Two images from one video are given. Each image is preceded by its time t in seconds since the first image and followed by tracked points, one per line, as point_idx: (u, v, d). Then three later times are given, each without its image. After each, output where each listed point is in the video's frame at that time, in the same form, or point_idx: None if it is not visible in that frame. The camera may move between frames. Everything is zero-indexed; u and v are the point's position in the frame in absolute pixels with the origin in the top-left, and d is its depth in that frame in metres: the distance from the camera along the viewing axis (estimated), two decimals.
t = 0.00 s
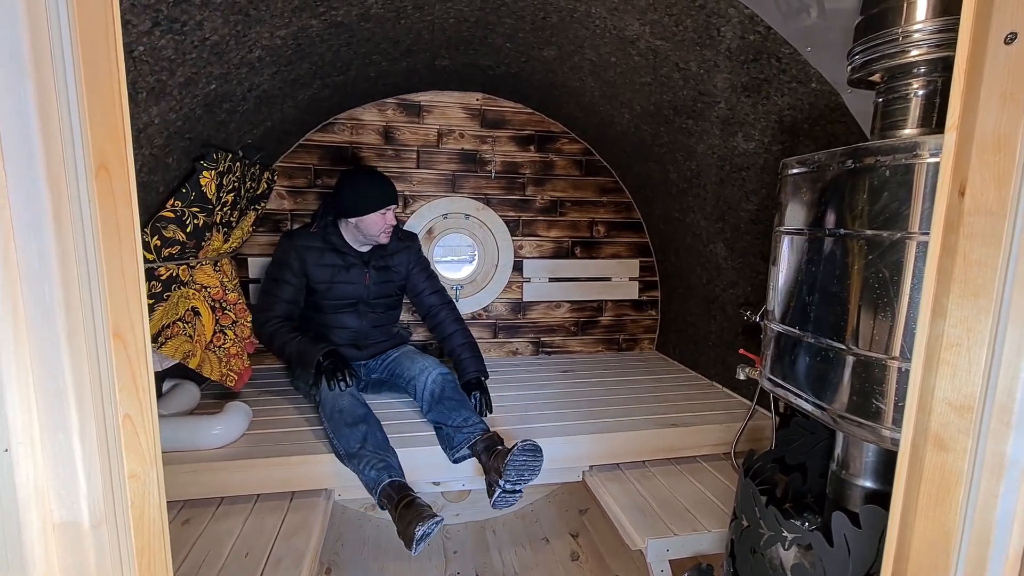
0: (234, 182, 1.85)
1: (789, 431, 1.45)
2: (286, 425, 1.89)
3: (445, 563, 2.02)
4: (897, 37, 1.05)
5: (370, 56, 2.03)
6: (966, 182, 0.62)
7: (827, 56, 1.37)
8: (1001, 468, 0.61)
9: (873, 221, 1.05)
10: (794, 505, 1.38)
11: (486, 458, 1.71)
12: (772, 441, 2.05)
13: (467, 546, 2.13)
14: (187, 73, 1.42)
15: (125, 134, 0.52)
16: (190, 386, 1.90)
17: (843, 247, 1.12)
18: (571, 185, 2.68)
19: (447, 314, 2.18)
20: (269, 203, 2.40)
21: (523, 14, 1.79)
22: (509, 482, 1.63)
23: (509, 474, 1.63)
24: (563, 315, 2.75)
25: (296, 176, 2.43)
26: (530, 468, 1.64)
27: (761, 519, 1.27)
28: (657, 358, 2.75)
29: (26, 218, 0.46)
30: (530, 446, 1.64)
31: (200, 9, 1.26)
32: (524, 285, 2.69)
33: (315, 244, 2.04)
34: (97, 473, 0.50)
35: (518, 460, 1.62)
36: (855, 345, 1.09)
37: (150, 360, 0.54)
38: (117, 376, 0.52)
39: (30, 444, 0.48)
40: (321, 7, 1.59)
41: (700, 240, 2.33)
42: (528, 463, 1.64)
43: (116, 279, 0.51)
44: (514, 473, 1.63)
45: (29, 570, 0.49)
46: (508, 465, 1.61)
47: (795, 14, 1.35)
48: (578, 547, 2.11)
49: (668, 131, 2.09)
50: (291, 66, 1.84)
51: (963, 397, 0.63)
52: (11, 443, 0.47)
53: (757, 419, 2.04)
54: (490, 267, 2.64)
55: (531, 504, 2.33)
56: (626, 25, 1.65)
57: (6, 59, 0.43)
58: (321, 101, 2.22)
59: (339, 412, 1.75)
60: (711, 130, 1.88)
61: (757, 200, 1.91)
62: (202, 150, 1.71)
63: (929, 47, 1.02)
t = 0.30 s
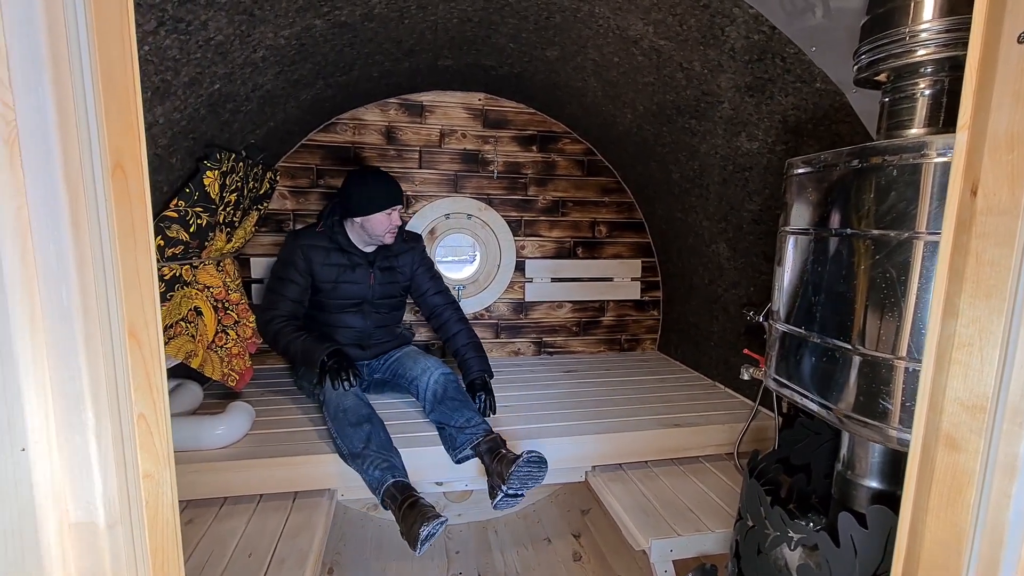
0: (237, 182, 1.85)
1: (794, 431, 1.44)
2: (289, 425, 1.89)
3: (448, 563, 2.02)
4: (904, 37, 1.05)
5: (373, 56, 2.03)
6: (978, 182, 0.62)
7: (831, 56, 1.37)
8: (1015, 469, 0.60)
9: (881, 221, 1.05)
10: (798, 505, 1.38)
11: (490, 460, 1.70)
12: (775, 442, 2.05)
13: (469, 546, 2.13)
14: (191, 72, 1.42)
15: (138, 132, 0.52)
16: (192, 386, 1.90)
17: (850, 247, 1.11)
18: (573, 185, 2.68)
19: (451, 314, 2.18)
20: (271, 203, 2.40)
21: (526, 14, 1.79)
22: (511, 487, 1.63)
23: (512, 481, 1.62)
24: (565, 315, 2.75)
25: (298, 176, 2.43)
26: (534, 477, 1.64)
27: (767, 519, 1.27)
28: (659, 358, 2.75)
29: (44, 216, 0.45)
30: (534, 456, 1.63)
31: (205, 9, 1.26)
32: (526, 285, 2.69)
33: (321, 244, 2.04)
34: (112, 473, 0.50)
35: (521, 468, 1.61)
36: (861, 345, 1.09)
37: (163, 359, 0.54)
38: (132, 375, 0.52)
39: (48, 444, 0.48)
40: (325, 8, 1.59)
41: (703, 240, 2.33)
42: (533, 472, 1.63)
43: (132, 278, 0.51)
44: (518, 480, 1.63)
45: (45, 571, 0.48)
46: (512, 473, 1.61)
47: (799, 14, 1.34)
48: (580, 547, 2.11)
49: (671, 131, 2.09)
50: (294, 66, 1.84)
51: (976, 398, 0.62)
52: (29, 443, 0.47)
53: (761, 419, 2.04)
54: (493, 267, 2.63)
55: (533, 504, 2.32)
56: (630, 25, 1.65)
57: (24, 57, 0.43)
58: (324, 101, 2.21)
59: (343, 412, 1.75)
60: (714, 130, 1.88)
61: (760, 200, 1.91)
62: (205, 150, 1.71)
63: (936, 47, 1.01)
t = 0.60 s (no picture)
0: (240, 182, 1.85)
1: (797, 431, 1.44)
2: (292, 425, 1.89)
3: (450, 563, 2.02)
4: (909, 37, 1.05)
5: (375, 56, 2.03)
6: (988, 181, 0.62)
7: (835, 56, 1.37)
8: None
9: (886, 220, 1.05)
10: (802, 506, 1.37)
11: (493, 460, 1.70)
12: (777, 442, 2.05)
13: (471, 546, 2.13)
14: (195, 72, 1.42)
15: (152, 130, 0.51)
16: (195, 386, 1.89)
17: (855, 247, 1.11)
18: (575, 185, 2.68)
19: (453, 314, 2.18)
20: (273, 203, 2.40)
21: (529, 14, 1.79)
22: (515, 486, 1.62)
23: (515, 480, 1.62)
24: (567, 315, 2.75)
25: (300, 176, 2.43)
26: (538, 476, 1.63)
27: (771, 520, 1.27)
28: (661, 358, 2.75)
29: (60, 215, 0.46)
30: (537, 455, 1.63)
31: (210, 9, 1.26)
32: (527, 285, 2.69)
33: (322, 244, 2.03)
34: (126, 472, 0.50)
35: (525, 468, 1.61)
36: (866, 345, 1.08)
37: (176, 359, 0.54)
38: (145, 375, 0.52)
39: (63, 442, 0.48)
40: (329, 7, 1.59)
41: (705, 240, 2.33)
42: (536, 471, 1.63)
43: (145, 277, 0.51)
44: (521, 479, 1.62)
45: (60, 569, 0.49)
46: (516, 472, 1.60)
47: (804, 14, 1.34)
48: (582, 547, 2.11)
49: (674, 131, 2.09)
50: (298, 66, 1.84)
51: (985, 397, 0.62)
52: (43, 441, 0.47)
53: (764, 419, 2.04)
54: (494, 267, 2.63)
55: (535, 504, 2.33)
56: (633, 25, 1.65)
57: (40, 56, 0.44)
58: (326, 101, 2.22)
59: (345, 411, 1.74)
60: (717, 130, 1.88)
61: (763, 200, 1.91)
62: (209, 150, 1.72)
63: (941, 47, 1.01)
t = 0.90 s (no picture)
0: (243, 182, 1.85)
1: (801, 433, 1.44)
2: (294, 425, 1.89)
3: (452, 563, 2.03)
4: (914, 37, 1.05)
5: (378, 57, 2.03)
6: (996, 182, 0.62)
7: (838, 57, 1.37)
8: None
9: (891, 222, 1.05)
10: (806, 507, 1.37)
11: (496, 460, 1.70)
12: (780, 443, 2.05)
13: (473, 546, 2.13)
14: (199, 73, 1.43)
15: (163, 133, 0.52)
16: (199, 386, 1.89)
17: (859, 248, 1.11)
18: (577, 186, 2.68)
19: (455, 314, 2.18)
20: (275, 204, 2.40)
21: (532, 14, 1.79)
22: (519, 486, 1.62)
23: (520, 480, 1.62)
24: (569, 315, 2.75)
25: (303, 176, 2.43)
26: (542, 476, 1.63)
27: (775, 520, 1.27)
28: (663, 359, 2.75)
29: (75, 216, 0.46)
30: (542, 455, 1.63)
31: (214, 10, 1.26)
32: (529, 286, 2.69)
33: (323, 245, 2.04)
34: (138, 473, 0.50)
35: (530, 467, 1.61)
36: (871, 346, 1.08)
37: (186, 360, 0.54)
38: (158, 376, 0.52)
39: (77, 443, 0.48)
40: (332, 8, 1.59)
41: (707, 240, 2.33)
42: (541, 471, 1.63)
43: (157, 279, 0.52)
44: (525, 479, 1.62)
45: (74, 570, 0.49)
46: (521, 472, 1.60)
47: (808, 14, 1.34)
48: (584, 547, 2.11)
49: (676, 132, 2.09)
50: (301, 67, 1.84)
51: (993, 398, 0.62)
52: (58, 441, 0.47)
53: (766, 420, 2.04)
54: (496, 268, 2.64)
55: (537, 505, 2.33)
56: (636, 25, 1.65)
57: (56, 58, 0.44)
58: (329, 102, 2.22)
59: (348, 412, 1.75)
60: (720, 130, 1.88)
61: (766, 200, 1.90)
62: (214, 150, 1.72)
63: (946, 47, 1.01)
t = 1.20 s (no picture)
0: (246, 184, 1.82)
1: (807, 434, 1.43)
2: (297, 426, 1.90)
3: (455, 563, 2.02)
4: (920, 40, 1.05)
5: (382, 59, 2.04)
6: (1007, 187, 0.62)
7: (843, 58, 1.37)
8: None
9: (897, 224, 1.05)
10: (810, 509, 1.37)
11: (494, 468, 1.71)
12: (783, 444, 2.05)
13: (475, 547, 2.13)
14: (204, 75, 1.43)
15: (176, 142, 0.53)
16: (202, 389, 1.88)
17: (865, 250, 1.11)
18: (580, 187, 2.68)
19: (457, 315, 2.17)
20: (278, 205, 2.40)
21: (535, 16, 1.79)
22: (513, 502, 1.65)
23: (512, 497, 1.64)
24: (571, 316, 2.75)
25: (305, 177, 2.43)
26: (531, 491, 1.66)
27: (781, 524, 1.27)
28: (665, 360, 2.75)
29: (93, 224, 0.46)
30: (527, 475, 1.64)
31: (219, 12, 1.26)
32: (532, 287, 2.69)
33: (325, 241, 2.07)
34: (154, 479, 0.51)
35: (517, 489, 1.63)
36: (878, 348, 1.08)
37: (198, 366, 0.55)
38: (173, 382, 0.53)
39: (94, 451, 0.47)
40: (337, 11, 1.60)
41: (710, 242, 2.33)
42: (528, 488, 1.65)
43: (172, 286, 0.52)
44: (517, 494, 1.64)
45: None
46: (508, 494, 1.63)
47: (811, 17, 1.35)
48: (586, 548, 2.11)
49: (679, 133, 2.09)
50: (304, 69, 1.84)
51: (1004, 404, 0.62)
52: (76, 449, 0.46)
53: (769, 421, 2.04)
54: (499, 269, 2.64)
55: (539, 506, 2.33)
56: (640, 27, 1.64)
57: (76, 67, 0.44)
58: (332, 104, 2.22)
59: (352, 412, 1.75)
60: (723, 132, 1.88)
61: (769, 202, 1.90)
62: (216, 152, 1.70)
63: (951, 50, 1.01)
